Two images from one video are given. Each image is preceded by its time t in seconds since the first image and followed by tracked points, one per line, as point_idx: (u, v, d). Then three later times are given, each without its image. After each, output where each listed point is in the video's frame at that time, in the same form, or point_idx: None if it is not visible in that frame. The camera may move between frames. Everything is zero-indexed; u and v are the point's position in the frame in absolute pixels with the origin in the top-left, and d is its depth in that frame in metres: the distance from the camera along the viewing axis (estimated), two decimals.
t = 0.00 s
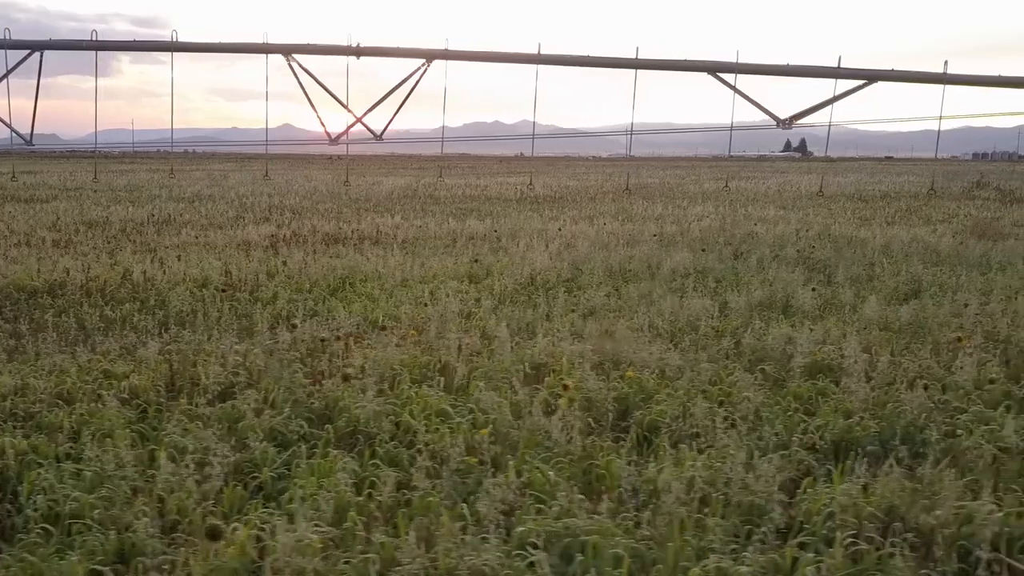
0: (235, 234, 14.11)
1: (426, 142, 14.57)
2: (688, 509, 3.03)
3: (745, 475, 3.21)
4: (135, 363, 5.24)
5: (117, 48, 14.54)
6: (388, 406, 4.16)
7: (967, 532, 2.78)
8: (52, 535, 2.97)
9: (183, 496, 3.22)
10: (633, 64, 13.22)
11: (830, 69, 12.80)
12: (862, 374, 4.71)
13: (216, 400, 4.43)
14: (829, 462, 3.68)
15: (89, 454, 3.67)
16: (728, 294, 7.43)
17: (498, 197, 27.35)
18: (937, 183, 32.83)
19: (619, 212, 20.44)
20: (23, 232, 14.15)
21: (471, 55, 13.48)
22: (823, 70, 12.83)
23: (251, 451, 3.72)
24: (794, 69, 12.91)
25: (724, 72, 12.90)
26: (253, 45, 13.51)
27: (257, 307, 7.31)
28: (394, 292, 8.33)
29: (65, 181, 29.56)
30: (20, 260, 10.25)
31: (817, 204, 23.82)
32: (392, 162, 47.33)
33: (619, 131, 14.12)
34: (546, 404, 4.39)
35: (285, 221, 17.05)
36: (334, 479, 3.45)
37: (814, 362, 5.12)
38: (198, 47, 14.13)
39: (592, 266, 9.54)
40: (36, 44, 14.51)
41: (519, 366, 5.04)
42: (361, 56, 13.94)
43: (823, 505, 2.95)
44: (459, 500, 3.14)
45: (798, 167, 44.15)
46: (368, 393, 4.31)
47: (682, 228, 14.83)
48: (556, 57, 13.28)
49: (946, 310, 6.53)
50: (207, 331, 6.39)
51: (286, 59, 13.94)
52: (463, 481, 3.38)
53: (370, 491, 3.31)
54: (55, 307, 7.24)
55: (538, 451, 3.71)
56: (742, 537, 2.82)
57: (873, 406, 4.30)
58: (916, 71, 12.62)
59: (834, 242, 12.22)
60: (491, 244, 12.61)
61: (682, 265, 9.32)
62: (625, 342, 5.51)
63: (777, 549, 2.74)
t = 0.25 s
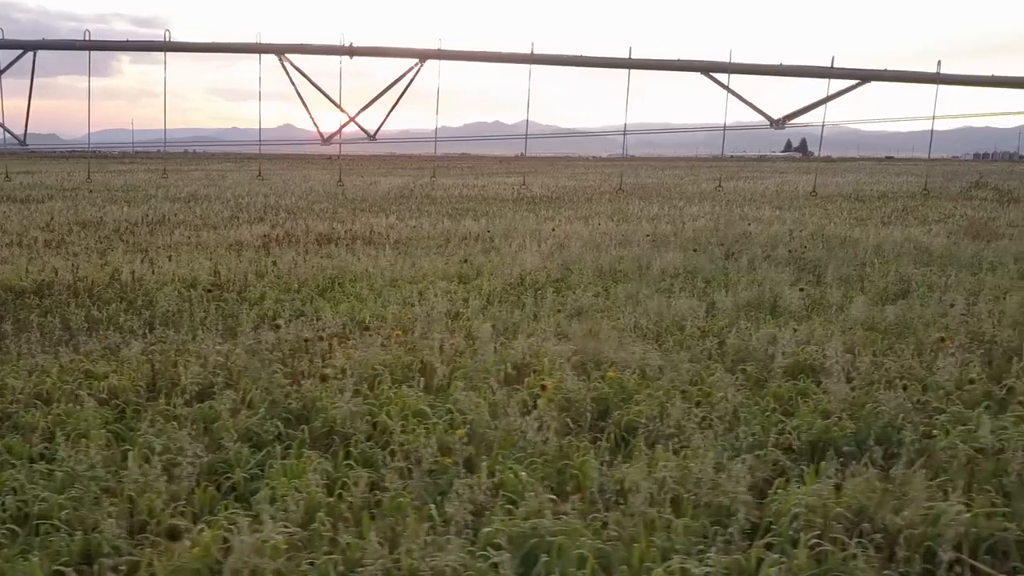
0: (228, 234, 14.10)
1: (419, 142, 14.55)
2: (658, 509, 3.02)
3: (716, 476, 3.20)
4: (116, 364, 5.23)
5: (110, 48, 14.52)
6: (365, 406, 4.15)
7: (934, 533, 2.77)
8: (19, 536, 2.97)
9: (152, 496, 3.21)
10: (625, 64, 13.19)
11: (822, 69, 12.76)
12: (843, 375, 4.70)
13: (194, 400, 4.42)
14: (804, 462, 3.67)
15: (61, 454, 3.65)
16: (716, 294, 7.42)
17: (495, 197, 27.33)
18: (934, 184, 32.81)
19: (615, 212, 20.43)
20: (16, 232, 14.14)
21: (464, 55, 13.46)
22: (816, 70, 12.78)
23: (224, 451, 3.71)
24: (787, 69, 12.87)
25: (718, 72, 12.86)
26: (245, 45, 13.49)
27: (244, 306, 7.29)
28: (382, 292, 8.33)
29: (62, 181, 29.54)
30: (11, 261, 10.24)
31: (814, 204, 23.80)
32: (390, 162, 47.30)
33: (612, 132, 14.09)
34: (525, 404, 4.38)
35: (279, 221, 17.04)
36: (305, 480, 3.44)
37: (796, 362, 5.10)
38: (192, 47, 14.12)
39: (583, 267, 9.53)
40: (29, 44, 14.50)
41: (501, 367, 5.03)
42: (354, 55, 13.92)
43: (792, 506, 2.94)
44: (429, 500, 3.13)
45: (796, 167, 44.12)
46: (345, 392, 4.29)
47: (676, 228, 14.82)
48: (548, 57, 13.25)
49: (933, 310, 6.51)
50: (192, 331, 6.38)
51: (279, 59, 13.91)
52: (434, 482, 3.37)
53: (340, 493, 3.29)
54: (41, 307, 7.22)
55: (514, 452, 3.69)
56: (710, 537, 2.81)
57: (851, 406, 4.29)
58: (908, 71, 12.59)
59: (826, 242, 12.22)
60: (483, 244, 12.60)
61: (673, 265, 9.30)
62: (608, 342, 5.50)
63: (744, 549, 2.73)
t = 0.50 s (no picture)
0: (221, 234, 14.07)
1: (413, 141, 14.50)
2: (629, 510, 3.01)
3: (689, 476, 3.19)
4: (97, 364, 5.20)
5: (103, 46, 14.47)
6: (342, 405, 4.13)
7: (902, 534, 2.76)
8: None
9: (122, 496, 3.19)
10: (618, 63, 13.12)
11: (816, 68, 12.70)
12: (824, 374, 4.68)
13: (173, 401, 4.40)
14: (780, 462, 3.65)
15: (34, 454, 3.63)
16: (704, 294, 7.39)
17: (492, 197, 27.28)
18: (933, 184, 32.74)
19: (610, 212, 20.40)
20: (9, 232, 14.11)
21: (456, 54, 13.40)
22: (810, 70, 12.72)
23: (198, 452, 3.69)
24: (781, 69, 12.80)
25: (711, 71, 12.81)
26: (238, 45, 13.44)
27: (231, 307, 7.27)
28: (371, 291, 8.30)
29: (58, 180, 29.49)
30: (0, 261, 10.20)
31: (810, 204, 23.76)
32: (388, 162, 47.24)
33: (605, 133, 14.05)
34: (504, 404, 4.36)
35: (274, 221, 17.01)
36: (277, 478, 3.42)
37: (779, 362, 5.09)
38: (184, 46, 14.06)
39: (573, 266, 9.49)
40: (21, 44, 14.46)
41: (482, 367, 5.01)
42: (346, 54, 13.86)
43: (762, 506, 2.93)
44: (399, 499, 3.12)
45: (795, 167, 44.06)
46: (323, 392, 4.27)
47: (670, 228, 14.79)
48: (541, 57, 13.20)
49: (920, 310, 6.49)
50: (176, 331, 6.35)
51: (272, 58, 13.86)
52: (406, 482, 3.35)
53: (311, 492, 3.28)
54: (27, 307, 7.19)
55: (489, 452, 3.67)
56: (678, 537, 2.79)
57: (831, 406, 4.28)
58: (902, 71, 12.53)
59: (819, 242, 12.19)
60: (476, 244, 12.56)
61: (663, 265, 9.27)
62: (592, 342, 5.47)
63: (712, 550, 2.71)
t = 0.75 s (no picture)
0: (214, 234, 14.04)
1: (406, 141, 14.46)
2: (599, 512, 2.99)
3: (662, 476, 3.18)
4: (79, 364, 5.19)
5: (96, 46, 14.45)
6: (320, 405, 4.12)
7: (871, 534, 2.75)
8: None
9: (93, 495, 3.18)
10: (612, 63, 13.08)
11: (810, 68, 12.66)
12: (806, 374, 4.67)
13: (152, 401, 4.38)
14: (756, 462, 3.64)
15: (8, 453, 3.61)
16: (692, 294, 7.37)
17: (488, 197, 27.25)
18: (930, 184, 32.70)
19: (606, 212, 20.37)
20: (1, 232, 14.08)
21: (449, 54, 13.37)
22: (804, 69, 12.68)
23: (174, 451, 3.68)
24: (775, 69, 12.75)
25: (705, 71, 12.77)
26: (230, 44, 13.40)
27: (218, 307, 7.24)
28: (359, 291, 8.27)
29: (55, 180, 29.45)
30: None
31: (807, 204, 23.73)
32: (386, 162, 47.19)
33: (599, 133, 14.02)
34: (483, 404, 4.35)
35: (268, 221, 16.98)
36: (251, 477, 3.41)
37: (762, 362, 5.08)
38: (177, 46, 14.03)
39: (564, 266, 9.47)
40: (14, 44, 14.43)
41: (464, 367, 4.99)
42: (340, 54, 13.83)
43: (731, 506, 2.92)
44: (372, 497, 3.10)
45: (793, 167, 44.01)
46: (302, 391, 4.26)
47: (664, 228, 14.77)
48: (535, 57, 13.16)
49: (908, 309, 6.47)
50: (161, 330, 6.33)
51: (265, 58, 13.82)
52: (379, 482, 3.34)
53: (283, 492, 3.26)
54: (14, 307, 7.16)
55: (465, 452, 3.66)
56: (647, 537, 2.78)
57: (810, 406, 4.27)
58: (896, 71, 12.49)
59: (812, 242, 12.16)
60: (468, 243, 12.53)
61: (654, 265, 9.24)
62: (576, 342, 5.46)
63: (680, 550, 2.70)
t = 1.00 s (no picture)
0: (208, 234, 14.04)
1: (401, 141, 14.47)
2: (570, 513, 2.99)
3: (635, 476, 3.18)
4: (63, 364, 5.19)
5: (91, 46, 14.45)
6: (299, 405, 4.12)
7: (841, 534, 2.74)
8: None
9: (66, 495, 3.17)
10: (605, 63, 13.09)
11: (803, 68, 12.67)
12: (788, 374, 4.66)
13: (132, 401, 4.38)
14: (732, 462, 3.64)
15: None
16: (681, 294, 7.37)
17: (486, 197, 27.26)
18: (928, 184, 32.70)
19: (602, 212, 20.37)
20: None
21: (443, 54, 13.37)
22: (797, 70, 12.68)
23: (151, 451, 3.67)
24: (769, 69, 12.76)
25: (698, 71, 12.77)
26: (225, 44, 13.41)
27: (206, 307, 7.24)
28: (349, 290, 8.28)
29: (52, 180, 29.45)
30: None
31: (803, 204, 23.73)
32: (384, 162, 47.18)
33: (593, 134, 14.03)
34: (464, 404, 4.34)
35: (263, 221, 16.98)
36: (225, 478, 3.40)
37: (745, 362, 5.07)
38: (172, 46, 14.04)
39: (555, 266, 9.47)
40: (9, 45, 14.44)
41: (447, 367, 4.99)
42: (334, 54, 13.83)
43: (702, 507, 2.91)
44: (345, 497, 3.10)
45: (791, 167, 44.05)
46: (282, 391, 4.25)
47: (658, 228, 14.76)
48: (528, 57, 13.17)
49: (894, 309, 6.47)
50: (148, 330, 6.33)
51: (260, 58, 13.83)
52: (353, 482, 3.33)
53: (256, 492, 3.26)
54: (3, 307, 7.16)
55: (441, 452, 3.66)
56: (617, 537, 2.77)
57: (790, 407, 4.26)
58: (889, 71, 12.50)
59: (805, 242, 12.16)
60: (461, 243, 12.53)
61: (645, 265, 9.24)
62: (560, 342, 5.45)
63: (648, 550, 2.70)
